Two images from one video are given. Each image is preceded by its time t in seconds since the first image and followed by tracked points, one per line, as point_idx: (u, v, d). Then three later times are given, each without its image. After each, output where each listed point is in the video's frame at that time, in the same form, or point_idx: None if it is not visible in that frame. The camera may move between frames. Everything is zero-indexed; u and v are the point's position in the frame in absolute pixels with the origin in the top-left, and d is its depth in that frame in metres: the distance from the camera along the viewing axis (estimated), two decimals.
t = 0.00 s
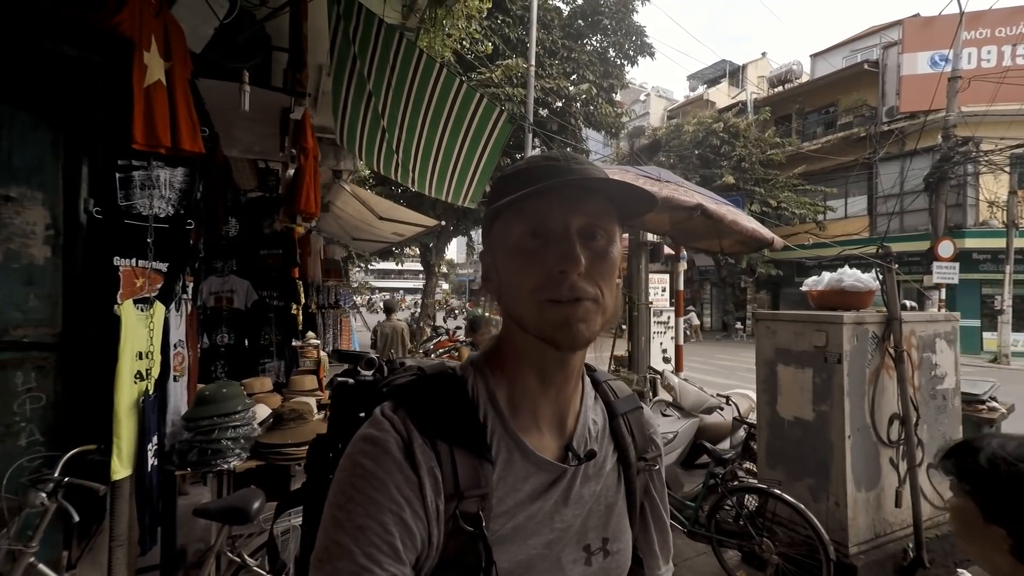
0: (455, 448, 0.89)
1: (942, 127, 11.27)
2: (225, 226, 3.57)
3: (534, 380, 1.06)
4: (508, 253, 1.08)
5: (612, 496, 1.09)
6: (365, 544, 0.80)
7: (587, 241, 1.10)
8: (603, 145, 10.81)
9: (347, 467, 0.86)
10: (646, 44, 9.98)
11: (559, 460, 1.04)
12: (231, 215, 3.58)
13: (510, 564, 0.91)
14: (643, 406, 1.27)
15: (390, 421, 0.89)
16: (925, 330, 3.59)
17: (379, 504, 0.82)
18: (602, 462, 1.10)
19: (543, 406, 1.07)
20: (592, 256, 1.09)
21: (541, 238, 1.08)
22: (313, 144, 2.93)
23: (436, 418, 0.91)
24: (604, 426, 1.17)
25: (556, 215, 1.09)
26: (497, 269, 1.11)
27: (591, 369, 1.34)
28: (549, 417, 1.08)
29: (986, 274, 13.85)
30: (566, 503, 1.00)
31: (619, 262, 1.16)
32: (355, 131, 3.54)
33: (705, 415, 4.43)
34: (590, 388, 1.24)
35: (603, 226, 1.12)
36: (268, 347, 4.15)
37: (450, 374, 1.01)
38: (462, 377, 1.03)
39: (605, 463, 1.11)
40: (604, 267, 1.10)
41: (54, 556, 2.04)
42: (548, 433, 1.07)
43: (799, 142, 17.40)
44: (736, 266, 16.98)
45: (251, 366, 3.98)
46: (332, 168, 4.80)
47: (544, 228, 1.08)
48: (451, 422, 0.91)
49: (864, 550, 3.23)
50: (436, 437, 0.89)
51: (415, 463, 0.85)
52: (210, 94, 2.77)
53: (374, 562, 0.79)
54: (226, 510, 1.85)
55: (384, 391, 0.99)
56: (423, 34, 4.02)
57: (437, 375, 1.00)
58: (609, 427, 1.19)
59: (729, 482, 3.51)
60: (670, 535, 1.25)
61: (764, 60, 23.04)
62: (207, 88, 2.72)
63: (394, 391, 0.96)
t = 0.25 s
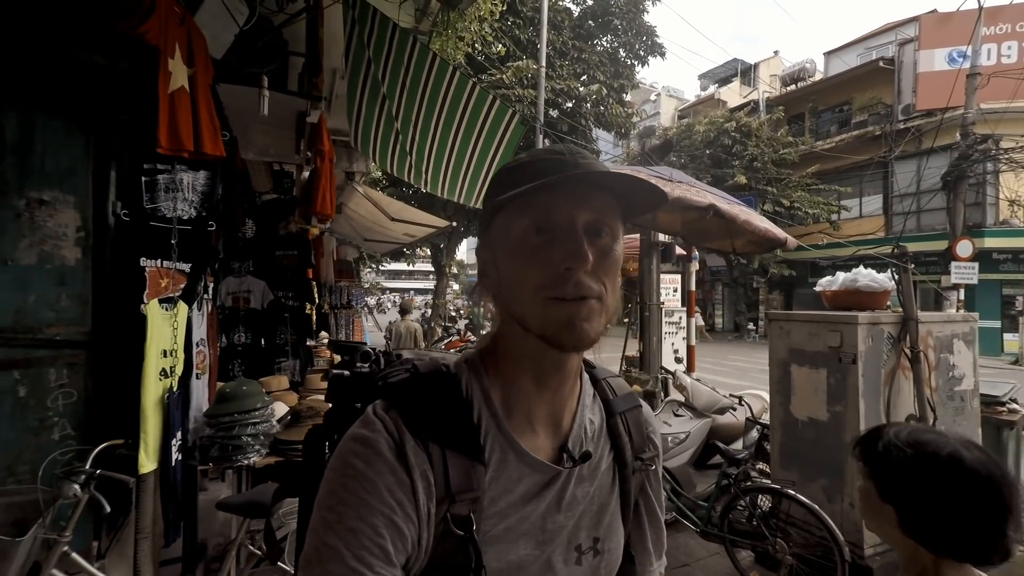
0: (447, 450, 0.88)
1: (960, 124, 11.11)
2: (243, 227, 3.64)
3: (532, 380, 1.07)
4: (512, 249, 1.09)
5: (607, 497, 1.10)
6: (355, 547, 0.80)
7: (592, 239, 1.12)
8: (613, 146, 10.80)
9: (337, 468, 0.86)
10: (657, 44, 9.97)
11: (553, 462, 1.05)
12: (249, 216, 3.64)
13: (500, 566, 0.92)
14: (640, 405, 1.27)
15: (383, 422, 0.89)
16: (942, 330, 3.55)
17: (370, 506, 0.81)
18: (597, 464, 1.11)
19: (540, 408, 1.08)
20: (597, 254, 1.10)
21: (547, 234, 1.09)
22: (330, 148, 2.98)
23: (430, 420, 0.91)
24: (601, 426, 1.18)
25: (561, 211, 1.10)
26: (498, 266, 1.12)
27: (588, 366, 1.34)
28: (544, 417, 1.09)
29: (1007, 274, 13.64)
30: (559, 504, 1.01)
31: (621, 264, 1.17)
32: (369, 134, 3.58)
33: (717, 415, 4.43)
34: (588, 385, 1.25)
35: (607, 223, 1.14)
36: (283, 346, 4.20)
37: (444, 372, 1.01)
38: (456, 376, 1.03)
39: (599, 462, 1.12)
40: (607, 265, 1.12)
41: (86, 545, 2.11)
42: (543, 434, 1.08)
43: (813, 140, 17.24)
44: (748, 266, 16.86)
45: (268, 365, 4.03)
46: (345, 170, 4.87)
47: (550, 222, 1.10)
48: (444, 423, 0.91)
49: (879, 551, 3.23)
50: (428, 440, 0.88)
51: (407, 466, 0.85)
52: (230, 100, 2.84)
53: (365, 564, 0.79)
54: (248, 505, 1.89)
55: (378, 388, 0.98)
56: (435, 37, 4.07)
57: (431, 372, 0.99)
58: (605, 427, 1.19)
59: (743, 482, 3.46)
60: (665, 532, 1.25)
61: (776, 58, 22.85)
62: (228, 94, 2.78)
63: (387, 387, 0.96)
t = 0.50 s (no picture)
0: (436, 443, 0.86)
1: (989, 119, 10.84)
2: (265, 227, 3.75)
3: (533, 368, 1.02)
4: (553, 235, 0.94)
5: (598, 481, 1.06)
6: (343, 536, 0.79)
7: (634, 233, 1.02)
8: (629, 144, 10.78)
9: (326, 456, 0.86)
10: (672, 42, 9.93)
11: (546, 450, 1.01)
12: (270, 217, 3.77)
13: (486, 553, 0.91)
14: (638, 388, 1.19)
15: (373, 413, 0.87)
16: (965, 328, 3.50)
17: (358, 497, 0.81)
18: (592, 450, 1.06)
19: (533, 397, 1.03)
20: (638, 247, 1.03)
21: (599, 225, 0.96)
22: (348, 149, 3.05)
23: (418, 409, 0.87)
24: (596, 412, 1.11)
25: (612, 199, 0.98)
26: (524, 247, 0.97)
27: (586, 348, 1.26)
28: (539, 404, 1.04)
29: None
30: (550, 492, 0.98)
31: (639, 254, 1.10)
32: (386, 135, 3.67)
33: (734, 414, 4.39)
34: (584, 369, 1.16)
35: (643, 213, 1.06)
36: (304, 345, 4.17)
37: (434, 360, 0.95)
38: (446, 365, 0.98)
39: (594, 449, 1.07)
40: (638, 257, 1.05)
41: (122, 530, 2.19)
42: (536, 420, 1.03)
43: (833, 137, 16.96)
44: (767, 265, 16.64)
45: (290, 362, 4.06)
46: (363, 171, 4.95)
47: (600, 213, 0.97)
48: (428, 411, 0.87)
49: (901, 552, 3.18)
50: (418, 433, 0.86)
51: (398, 458, 0.84)
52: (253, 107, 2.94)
53: (354, 553, 0.78)
54: (271, 494, 1.97)
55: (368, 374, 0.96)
56: (452, 40, 4.16)
57: (421, 361, 0.94)
58: (601, 412, 1.12)
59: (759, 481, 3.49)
60: (660, 511, 1.20)
61: (795, 53, 22.55)
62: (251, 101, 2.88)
63: (377, 376, 0.92)
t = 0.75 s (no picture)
0: (447, 434, 0.87)
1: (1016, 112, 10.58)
2: (282, 227, 3.83)
3: (540, 358, 1.03)
4: (568, 228, 0.97)
5: (609, 468, 1.06)
6: (357, 526, 0.81)
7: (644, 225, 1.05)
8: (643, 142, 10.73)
9: (340, 446, 0.88)
10: (687, 38, 9.85)
11: (554, 439, 1.02)
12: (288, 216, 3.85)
13: (498, 539, 0.93)
14: (646, 375, 1.19)
15: (383, 406, 0.89)
16: (987, 327, 3.44)
17: (370, 487, 0.83)
18: (601, 437, 1.07)
19: (541, 387, 1.04)
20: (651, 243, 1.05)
21: (614, 216, 0.99)
22: (363, 148, 3.09)
23: (428, 400, 0.89)
24: (604, 399, 1.12)
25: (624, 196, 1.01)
26: (540, 238, 0.98)
27: (594, 336, 1.26)
28: (547, 392, 1.05)
29: None
30: (559, 481, 0.99)
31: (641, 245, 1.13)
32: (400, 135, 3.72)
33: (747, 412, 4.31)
34: (591, 358, 1.18)
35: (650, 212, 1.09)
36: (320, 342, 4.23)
37: (443, 352, 0.96)
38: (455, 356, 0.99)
39: (604, 437, 1.07)
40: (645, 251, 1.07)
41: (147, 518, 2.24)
42: (543, 408, 1.04)
43: (853, 132, 16.67)
44: (785, 264, 16.42)
45: (307, 358, 4.13)
46: (377, 171, 5.02)
47: (616, 204, 0.99)
48: (438, 402, 0.89)
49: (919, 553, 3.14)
50: (429, 424, 0.87)
51: (408, 449, 0.86)
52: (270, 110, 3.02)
53: (367, 542, 0.81)
54: (287, 487, 2.01)
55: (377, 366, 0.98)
56: (464, 42, 4.21)
57: (429, 353, 0.95)
58: (609, 401, 1.12)
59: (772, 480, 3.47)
60: (677, 492, 1.21)
61: (814, 48, 22.21)
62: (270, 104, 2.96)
63: (386, 368, 0.94)
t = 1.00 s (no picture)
0: (466, 432, 0.85)
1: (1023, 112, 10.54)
2: (286, 229, 3.85)
3: (550, 359, 1.00)
4: (536, 230, 0.99)
5: (625, 476, 1.01)
6: (377, 521, 0.78)
7: (619, 221, 1.02)
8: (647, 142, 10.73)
9: (359, 442, 0.85)
10: (691, 38, 9.84)
11: (571, 442, 0.98)
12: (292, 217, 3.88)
13: (513, 543, 0.89)
14: (663, 384, 1.16)
15: (404, 402, 0.85)
16: (990, 327, 3.43)
17: (390, 484, 0.79)
18: (618, 442, 1.03)
19: (555, 388, 1.01)
20: (624, 239, 1.01)
21: (574, 216, 0.98)
22: (365, 150, 3.12)
23: (447, 398, 0.86)
24: (621, 404, 1.08)
25: (587, 192, 1.00)
26: (518, 242, 1.02)
27: (610, 342, 1.23)
28: (563, 395, 1.02)
29: None
30: (578, 484, 0.95)
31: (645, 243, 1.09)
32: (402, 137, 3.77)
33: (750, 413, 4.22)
34: (608, 364, 1.15)
35: (633, 205, 1.04)
36: (323, 342, 4.36)
37: (461, 352, 0.95)
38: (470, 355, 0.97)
39: (619, 442, 1.03)
40: (633, 247, 1.03)
41: (150, 516, 2.26)
42: (561, 410, 1.01)
43: (859, 132, 16.60)
44: (790, 264, 16.37)
45: (309, 358, 4.22)
46: (381, 172, 5.04)
47: (577, 204, 0.99)
48: (458, 401, 0.86)
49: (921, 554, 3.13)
50: (448, 421, 0.84)
51: (428, 446, 0.82)
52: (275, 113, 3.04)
53: (386, 538, 0.77)
54: (291, 486, 2.04)
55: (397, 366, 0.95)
56: (466, 42, 4.23)
57: (449, 353, 0.93)
58: (626, 407, 1.08)
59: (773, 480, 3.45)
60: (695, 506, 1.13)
61: (819, 47, 22.13)
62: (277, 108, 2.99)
63: (408, 368, 0.92)
